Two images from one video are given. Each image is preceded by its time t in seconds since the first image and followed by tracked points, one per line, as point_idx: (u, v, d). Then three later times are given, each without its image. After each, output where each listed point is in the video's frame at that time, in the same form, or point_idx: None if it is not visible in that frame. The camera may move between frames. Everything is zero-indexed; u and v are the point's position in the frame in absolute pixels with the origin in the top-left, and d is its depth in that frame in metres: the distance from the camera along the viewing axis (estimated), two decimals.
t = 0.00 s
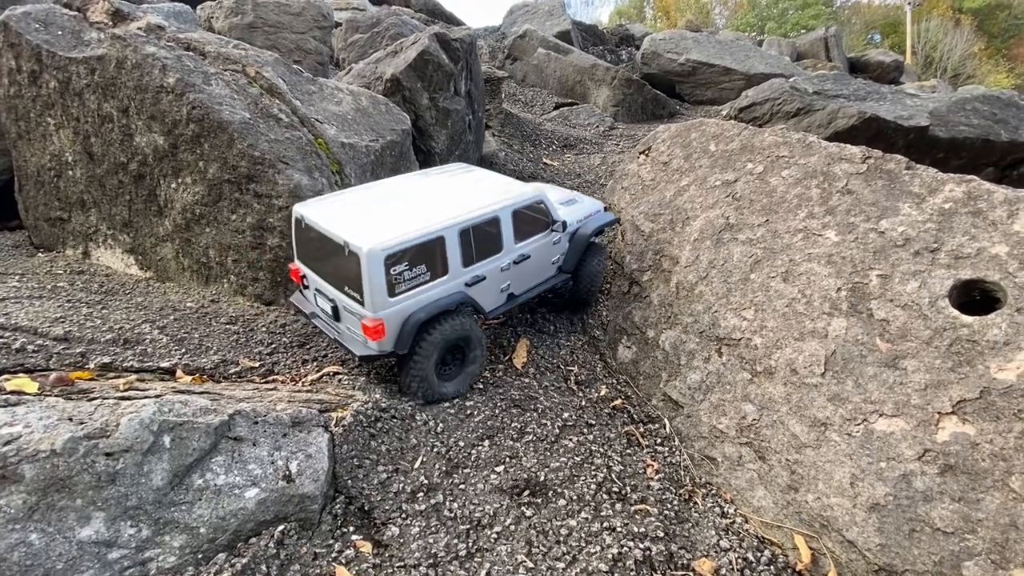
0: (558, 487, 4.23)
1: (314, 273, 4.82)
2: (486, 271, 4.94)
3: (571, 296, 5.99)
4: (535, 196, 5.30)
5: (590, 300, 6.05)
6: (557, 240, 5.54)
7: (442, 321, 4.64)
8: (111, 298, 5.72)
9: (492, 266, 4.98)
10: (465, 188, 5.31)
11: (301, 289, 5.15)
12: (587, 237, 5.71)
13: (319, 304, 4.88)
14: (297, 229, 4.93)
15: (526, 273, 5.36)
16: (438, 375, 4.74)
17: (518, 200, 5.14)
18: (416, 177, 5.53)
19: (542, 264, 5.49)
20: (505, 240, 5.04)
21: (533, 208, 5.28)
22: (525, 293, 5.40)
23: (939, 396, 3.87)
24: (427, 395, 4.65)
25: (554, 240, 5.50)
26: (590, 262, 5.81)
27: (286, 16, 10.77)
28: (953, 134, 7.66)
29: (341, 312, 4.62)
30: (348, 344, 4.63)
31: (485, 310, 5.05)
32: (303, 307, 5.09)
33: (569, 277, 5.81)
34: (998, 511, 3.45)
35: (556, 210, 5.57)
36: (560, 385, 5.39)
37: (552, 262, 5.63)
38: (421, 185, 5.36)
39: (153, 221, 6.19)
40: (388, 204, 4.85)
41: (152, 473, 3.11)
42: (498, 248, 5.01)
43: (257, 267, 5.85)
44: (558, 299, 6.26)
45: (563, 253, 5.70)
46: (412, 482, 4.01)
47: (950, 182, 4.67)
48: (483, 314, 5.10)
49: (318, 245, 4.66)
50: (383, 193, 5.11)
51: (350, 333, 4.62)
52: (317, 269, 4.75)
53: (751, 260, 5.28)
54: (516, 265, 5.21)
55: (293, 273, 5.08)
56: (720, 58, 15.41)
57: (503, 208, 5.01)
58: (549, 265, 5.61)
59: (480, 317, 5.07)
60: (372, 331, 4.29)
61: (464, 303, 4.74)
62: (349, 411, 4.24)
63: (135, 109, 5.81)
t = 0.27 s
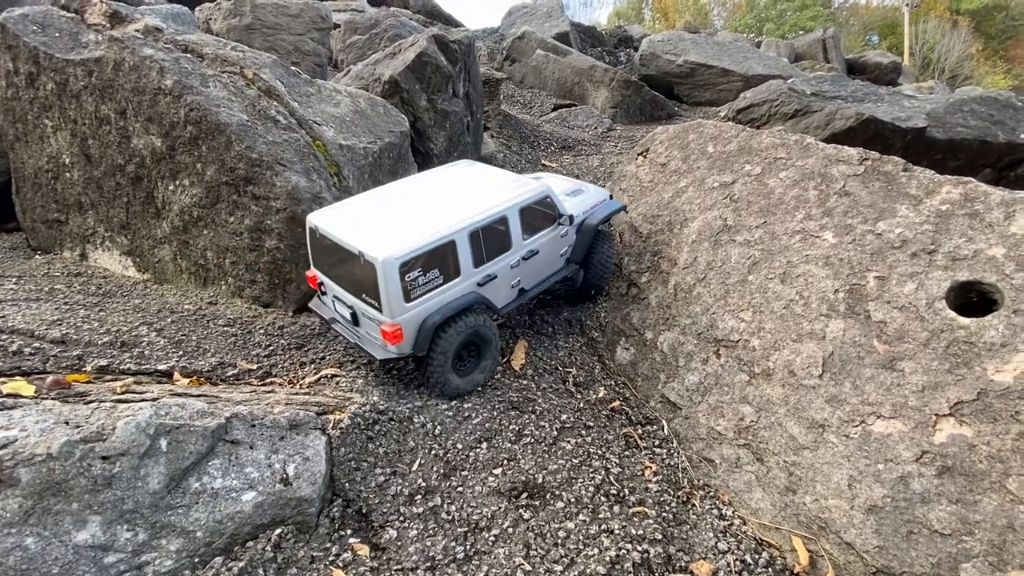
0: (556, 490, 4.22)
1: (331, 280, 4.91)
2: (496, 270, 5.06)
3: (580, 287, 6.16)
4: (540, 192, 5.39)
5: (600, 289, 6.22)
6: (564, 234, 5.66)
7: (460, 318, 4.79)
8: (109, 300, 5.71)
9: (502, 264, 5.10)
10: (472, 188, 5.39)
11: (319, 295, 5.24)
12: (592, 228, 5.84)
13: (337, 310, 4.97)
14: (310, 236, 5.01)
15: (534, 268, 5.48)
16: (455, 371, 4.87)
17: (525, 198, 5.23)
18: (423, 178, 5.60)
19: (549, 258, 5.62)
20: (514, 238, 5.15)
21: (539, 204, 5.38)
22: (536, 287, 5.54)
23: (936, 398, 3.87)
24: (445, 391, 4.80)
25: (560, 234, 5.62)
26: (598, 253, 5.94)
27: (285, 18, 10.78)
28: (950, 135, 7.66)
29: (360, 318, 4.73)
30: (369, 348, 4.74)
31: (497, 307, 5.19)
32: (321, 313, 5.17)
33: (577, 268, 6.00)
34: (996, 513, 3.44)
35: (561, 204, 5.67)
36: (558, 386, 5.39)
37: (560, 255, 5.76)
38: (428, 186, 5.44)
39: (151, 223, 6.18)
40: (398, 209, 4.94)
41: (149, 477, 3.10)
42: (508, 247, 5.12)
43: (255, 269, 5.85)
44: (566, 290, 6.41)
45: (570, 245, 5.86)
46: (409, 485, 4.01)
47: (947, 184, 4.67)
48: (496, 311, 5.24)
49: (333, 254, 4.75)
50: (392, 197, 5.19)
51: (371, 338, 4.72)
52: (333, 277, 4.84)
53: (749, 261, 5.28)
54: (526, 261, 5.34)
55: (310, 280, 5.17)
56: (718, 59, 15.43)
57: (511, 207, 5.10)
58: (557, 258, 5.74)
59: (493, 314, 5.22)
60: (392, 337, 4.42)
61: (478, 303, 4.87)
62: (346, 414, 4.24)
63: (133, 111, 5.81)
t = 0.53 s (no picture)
0: (555, 492, 4.22)
1: (342, 282, 5.03)
2: (501, 262, 5.18)
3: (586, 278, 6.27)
4: (538, 185, 5.52)
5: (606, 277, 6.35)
6: (565, 225, 5.78)
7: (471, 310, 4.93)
8: (107, 302, 5.71)
9: (507, 257, 5.22)
10: (473, 185, 5.53)
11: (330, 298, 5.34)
12: (592, 218, 5.96)
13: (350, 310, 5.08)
14: (319, 240, 5.14)
15: (538, 259, 5.60)
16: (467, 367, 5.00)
17: (524, 191, 5.36)
18: (424, 180, 5.74)
19: (552, 249, 5.73)
20: (516, 231, 5.27)
21: (539, 197, 5.51)
22: (541, 279, 5.66)
23: (934, 399, 3.87)
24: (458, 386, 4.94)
25: (561, 226, 5.74)
26: (599, 242, 6.03)
27: (283, 19, 10.78)
28: (948, 136, 7.67)
29: (372, 315, 4.84)
30: (383, 345, 4.84)
31: (504, 299, 5.31)
32: (335, 315, 5.27)
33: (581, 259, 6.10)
34: (994, 515, 3.44)
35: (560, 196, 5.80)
36: (556, 388, 5.39)
37: (562, 247, 5.88)
38: (430, 186, 5.57)
39: (149, 225, 6.18)
40: (402, 209, 5.07)
41: (147, 480, 3.10)
42: (511, 239, 5.24)
43: (253, 271, 5.85)
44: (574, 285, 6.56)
45: (572, 236, 5.97)
46: (408, 488, 4.01)
47: (945, 186, 4.68)
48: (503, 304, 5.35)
49: (342, 256, 4.87)
50: (395, 198, 5.32)
51: (384, 334, 4.83)
52: (343, 278, 4.97)
53: (747, 263, 5.28)
54: (529, 253, 5.46)
55: (322, 284, 5.28)
56: (716, 61, 15.44)
57: (511, 200, 5.23)
58: (559, 249, 5.85)
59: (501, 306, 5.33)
60: (405, 331, 4.54)
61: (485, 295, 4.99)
62: (345, 416, 4.24)
63: (131, 113, 5.80)
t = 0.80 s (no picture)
0: (555, 495, 4.22)
1: (355, 283, 5.15)
2: (509, 257, 5.31)
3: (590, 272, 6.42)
4: (541, 180, 5.67)
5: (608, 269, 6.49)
6: (567, 219, 5.93)
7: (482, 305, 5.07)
8: (106, 305, 5.71)
9: (514, 251, 5.36)
10: (477, 184, 5.66)
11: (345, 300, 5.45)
12: (594, 212, 6.11)
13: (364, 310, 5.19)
14: (332, 243, 5.27)
15: (543, 253, 5.74)
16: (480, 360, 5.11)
17: (527, 187, 5.51)
18: (429, 181, 5.87)
19: (557, 244, 5.88)
20: (522, 226, 5.41)
21: (542, 193, 5.66)
22: (547, 273, 5.78)
23: (933, 402, 3.88)
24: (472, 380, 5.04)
25: (564, 220, 5.89)
26: (601, 236, 6.18)
27: (282, 21, 10.78)
28: (946, 138, 7.68)
29: (387, 313, 4.96)
30: (399, 341, 4.96)
31: (513, 293, 5.44)
32: (350, 315, 5.38)
33: (584, 253, 6.26)
34: (993, 517, 3.45)
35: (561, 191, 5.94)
36: (556, 391, 5.39)
37: (566, 241, 6.02)
38: (436, 186, 5.71)
39: (148, 227, 6.17)
40: (411, 210, 5.20)
41: (146, 485, 3.10)
42: (517, 234, 5.38)
43: (253, 273, 5.86)
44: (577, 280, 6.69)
45: (574, 230, 6.11)
46: (407, 491, 4.01)
47: (942, 188, 4.69)
48: (512, 298, 5.49)
49: (355, 258, 5.00)
50: (402, 200, 5.46)
51: (400, 331, 4.94)
52: (357, 279, 5.08)
53: (746, 265, 5.29)
54: (535, 247, 5.60)
55: (335, 286, 5.40)
56: (715, 62, 15.47)
57: (515, 196, 5.37)
58: (563, 243, 6.00)
59: (510, 300, 5.47)
60: (420, 325, 4.67)
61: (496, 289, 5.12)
62: (344, 420, 4.23)
63: (130, 116, 5.79)
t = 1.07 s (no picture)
0: (552, 498, 4.21)
1: (365, 290, 5.28)
2: (514, 259, 5.47)
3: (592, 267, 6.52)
4: (542, 181, 5.79)
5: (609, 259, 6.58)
6: (568, 218, 6.07)
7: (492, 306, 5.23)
8: (103, 308, 5.70)
9: (519, 253, 5.52)
10: (480, 186, 5.77)
11: (353, 305, 5.59)
12: (594, 209, 6.24)
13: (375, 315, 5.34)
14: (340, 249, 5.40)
15: (546, 253, 5.88)
16: (490, 361, 5.26)
17: (530, 189, 5.63)
18: (432, 183, 5.97)
19: (559, 243, 6.03)
20: (526, 228, 5.56)
21: (544, 194, 5.78)
22: (550, 271, 5.93)
23: (930, 404, 3.88)
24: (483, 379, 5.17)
25: (566, 219, 6.02)
26: (602, 232, 6.29)
27: (280, 23, 10.78)
28: (944, 140, 7.70)
29: (398, 319, 5.12)
30: (411, 345, 5.12)
31: (519, 294, 5.61)
32: (360, 320, 5.52)
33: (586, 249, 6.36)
34: (990, 520, 3.45)
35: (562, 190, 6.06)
36: (554, 393, 5.40)
37: (568, 239, 6.17)
38: (439, 189, 5.82)
39: (146, 230, 6.17)
40: (417, 215, 5.34)
41: (142, 489, 3.09)
42: (521, 237, 5.53)
43: (250, 276, 5.86)
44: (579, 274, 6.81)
45: (575, 228, 6.24)
46: (405, 495, 4.00)
47: (939, 191, 4.70)
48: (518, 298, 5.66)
49: (364, 264, 5.15)
50: (407, 204, 5.58)
51: (411, 335, 5.11)
52: (366, 284, 5.23)
53: (743, 267, 5.29)
54: (539, 248, 5.75)
55: (344, 292, 5.54)
56: (713, 64, 15.49)
57: (519, 200, 5.50)
58: (565, 242, 6.15)
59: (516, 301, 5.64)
60: (432, 331, 4.85)
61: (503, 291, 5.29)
62: (341, 423, 4.22)
63: (127, 119, 5.79)
